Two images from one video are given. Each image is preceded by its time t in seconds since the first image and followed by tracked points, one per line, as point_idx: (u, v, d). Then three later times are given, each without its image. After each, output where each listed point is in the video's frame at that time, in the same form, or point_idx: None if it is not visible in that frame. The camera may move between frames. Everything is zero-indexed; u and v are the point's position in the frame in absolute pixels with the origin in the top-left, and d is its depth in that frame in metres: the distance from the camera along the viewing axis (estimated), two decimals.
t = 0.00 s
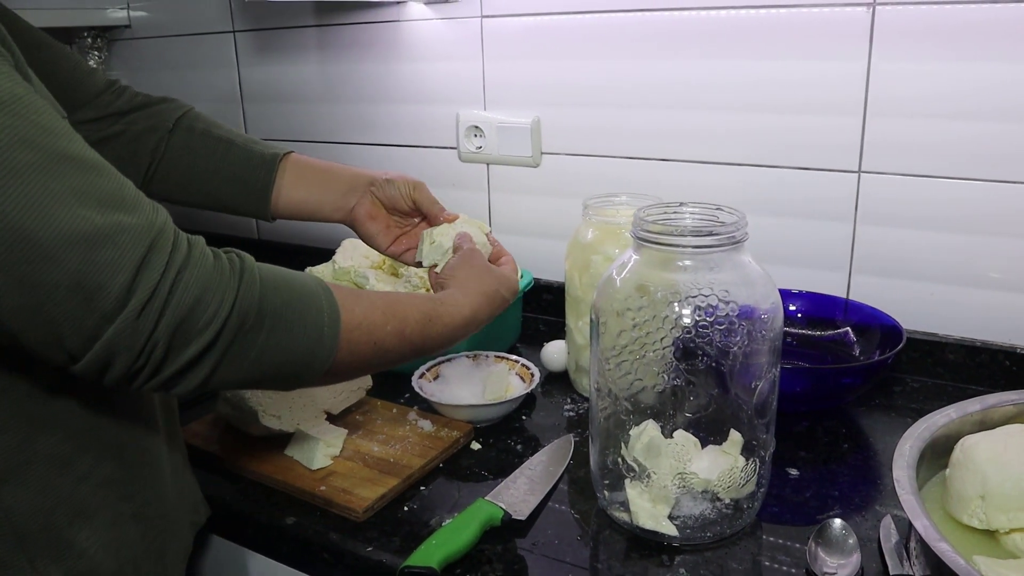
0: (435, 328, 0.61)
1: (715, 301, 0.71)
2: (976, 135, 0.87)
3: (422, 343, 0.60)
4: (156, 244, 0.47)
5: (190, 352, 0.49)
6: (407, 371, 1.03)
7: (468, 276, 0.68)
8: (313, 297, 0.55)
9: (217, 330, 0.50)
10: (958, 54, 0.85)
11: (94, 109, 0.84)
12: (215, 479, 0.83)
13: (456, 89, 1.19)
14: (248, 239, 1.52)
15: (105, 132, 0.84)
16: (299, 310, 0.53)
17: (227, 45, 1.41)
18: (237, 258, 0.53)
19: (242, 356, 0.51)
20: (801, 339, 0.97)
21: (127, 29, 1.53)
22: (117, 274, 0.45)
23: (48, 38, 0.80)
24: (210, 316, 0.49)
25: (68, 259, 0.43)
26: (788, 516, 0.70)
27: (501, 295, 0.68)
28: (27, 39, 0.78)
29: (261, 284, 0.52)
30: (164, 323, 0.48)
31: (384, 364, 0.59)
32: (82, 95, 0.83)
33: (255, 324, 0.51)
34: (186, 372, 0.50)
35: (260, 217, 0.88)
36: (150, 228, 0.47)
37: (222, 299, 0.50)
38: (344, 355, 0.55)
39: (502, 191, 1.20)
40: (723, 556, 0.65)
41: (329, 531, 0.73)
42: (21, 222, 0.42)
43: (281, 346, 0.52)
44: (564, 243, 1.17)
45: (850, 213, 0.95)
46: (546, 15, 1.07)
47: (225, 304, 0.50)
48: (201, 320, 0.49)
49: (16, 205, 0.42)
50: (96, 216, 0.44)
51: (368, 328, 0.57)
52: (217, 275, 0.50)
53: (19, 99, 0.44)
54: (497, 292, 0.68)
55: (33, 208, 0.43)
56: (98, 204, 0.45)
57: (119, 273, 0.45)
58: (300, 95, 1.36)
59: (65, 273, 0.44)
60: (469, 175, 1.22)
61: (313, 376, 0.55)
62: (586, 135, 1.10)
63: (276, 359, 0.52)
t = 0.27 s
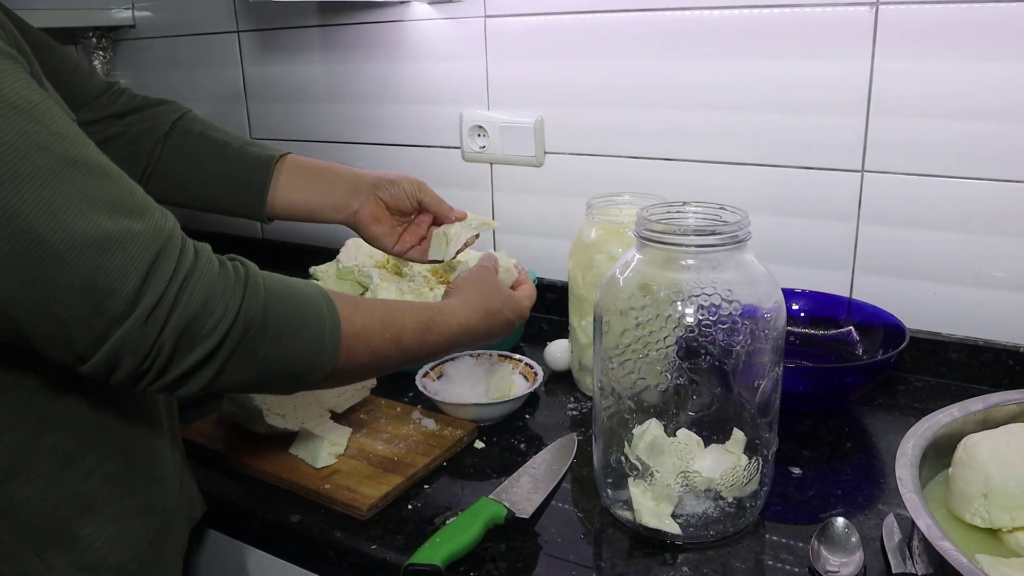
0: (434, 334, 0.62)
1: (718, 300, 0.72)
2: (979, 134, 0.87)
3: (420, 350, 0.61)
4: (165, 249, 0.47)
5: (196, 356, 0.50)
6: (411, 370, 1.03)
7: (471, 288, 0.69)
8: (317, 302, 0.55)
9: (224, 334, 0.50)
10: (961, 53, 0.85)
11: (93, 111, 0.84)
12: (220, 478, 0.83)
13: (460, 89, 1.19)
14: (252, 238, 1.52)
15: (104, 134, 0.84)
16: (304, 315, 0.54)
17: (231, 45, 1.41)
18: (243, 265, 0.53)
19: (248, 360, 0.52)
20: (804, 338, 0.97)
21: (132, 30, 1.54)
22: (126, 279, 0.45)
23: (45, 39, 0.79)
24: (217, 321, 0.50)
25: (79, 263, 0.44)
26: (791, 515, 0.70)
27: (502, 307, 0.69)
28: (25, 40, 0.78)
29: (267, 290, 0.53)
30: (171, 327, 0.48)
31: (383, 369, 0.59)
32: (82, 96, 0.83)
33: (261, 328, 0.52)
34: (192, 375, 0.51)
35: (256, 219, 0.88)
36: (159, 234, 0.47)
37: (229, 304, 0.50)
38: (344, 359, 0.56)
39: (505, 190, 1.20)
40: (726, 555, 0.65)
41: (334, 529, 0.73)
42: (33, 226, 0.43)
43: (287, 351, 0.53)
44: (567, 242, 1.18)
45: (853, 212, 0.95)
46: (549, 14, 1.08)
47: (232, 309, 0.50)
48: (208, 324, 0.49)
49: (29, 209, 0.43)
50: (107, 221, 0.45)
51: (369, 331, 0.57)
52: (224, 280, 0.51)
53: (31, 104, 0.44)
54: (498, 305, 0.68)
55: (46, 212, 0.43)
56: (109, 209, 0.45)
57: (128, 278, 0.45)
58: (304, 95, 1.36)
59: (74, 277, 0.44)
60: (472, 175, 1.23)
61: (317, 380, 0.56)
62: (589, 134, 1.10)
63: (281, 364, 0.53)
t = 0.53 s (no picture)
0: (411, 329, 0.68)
1: (723, 301, 0.72)
2: (983, 134, 0.87)
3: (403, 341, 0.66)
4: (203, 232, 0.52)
5: (233, 331, 0.54)
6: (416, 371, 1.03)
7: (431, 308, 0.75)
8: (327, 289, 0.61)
9: (257, 310, 0.55)
10: (966, 53, 0.85)
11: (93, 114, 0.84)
12: (226, 477, 0.83)
13: (464, 90, 1.19)
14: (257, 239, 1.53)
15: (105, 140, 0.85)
16: (324, 295, 0.60)
17: (236, 46, 1.42)
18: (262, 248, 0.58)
19: (279, 335, 0.57)
20: (808, 338, 0.97)
21: (137, 31, 1.55)
22: (175, 254, 0.50)
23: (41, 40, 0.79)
24: (252, 298, 0.55)
25: (132, 242, 0.48)
26: (796, 515, 0.70)
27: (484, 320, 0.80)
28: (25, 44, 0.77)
29: (292, 272, 0.59)
30: (214, 302, 0.53)
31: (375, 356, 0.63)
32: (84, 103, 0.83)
33: (291, 305, 0.57)
34: (227, 351, 0.55)
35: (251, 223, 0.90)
36: (195, 215, 0.52)
37: (261, 282, 0.55)
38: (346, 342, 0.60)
39: (509, 191, 1.21)
40: (731, 555, 0.65)
41: (339, 528, 0.73)
42: (92, 209, 0.46)
43: (314, 327, 0.58)
44: (571, 243, 1.18)
45: (857, 213, 0.95)
46: (553, 15, 1.08)
47: (265, 286, 0.56)
48: (244, 301, 0.54)
49: (87, 192, 0.46)
50: (155, 204, 0.49)
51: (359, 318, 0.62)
52: (255, 262, 0.56)
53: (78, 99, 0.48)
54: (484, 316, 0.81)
55: (102, 196, 0.47)
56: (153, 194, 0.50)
57: (177, 253, 0.50)
58: (309, 97, 1.37)
59: (129, 256, 0.48)
60: (477, 175, 1.23)
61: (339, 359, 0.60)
62: (593, 135, 1.11)
63: (309, 339, 0.58)
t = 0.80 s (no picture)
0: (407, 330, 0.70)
1: (725, 301, 0.72)
2: (985, 135, 0.87)
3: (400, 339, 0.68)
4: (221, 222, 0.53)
5: (252, 320, 0.55)
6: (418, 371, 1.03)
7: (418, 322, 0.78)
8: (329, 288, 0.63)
9: (275, 299, 0.56)
10: (968, 54, 0.85)
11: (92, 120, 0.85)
12: (229, 477, 0.84)
13: (466, 90, 1.20)
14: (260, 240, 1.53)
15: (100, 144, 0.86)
16: (331, 288, 0.61)
17: (239, 47, 1.42)
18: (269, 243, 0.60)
19: (296, 325, 0.57)
20: (810, 338, 0.97)
21: (140, 32, 1.55)
22: (196, 242, 0.51)
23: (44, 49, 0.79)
24: (270, 287, 0.56)
25: (159, 229, 0.49)
26: (798, 515, 0.70)
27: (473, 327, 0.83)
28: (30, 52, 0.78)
29: (302, 264, 0.60)
30: (235, 290, 0.53)
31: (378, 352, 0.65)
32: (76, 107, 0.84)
33: (306, 294, 0.58)
34: (245, 341, 0.55)
35: (246, 219, 0.92)
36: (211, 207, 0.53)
37: (278, 271, 0.56)
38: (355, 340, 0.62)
39: (511, 191, 1.21)
40: (732, 555, 0.65)
41: (342, 528, 0.73)
42: (120, 194, 0.47)
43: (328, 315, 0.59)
44: (573, 243, 1.18)
45: (859, 213, 0.95)
46: (556, 16, 1.08)
47: (282, 275, 0.57)
48: (264, 288, 0.55)
49: (116, 180, 0.47)
50: (177, 194, 0.50)
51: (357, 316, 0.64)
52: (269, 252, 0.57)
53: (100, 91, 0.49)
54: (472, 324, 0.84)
55: (128, 182, 0.47)
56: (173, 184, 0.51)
57: (199, 240, 0.51)
58: (311, 97, 1.37)
59: (155, 242, 0.49)
60: (479, 176, 1.23)
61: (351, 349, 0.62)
62: (595, 135, 1.11)
63: (324, 329, 0.59)
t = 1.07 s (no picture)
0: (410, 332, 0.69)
1: (728, 302, 0.72)
2: (988, 135, 0.87)
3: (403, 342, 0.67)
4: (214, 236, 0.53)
5: (238, 334, 0.55)
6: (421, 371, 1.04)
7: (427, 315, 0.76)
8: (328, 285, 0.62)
9: (263, 313, 0.56)
10: (970, 55, 0.85)
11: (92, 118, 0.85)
12: (233, 476, 0.84)
13: (469, 91, 1.20)
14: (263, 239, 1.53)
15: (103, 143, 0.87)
16: (327, 295, 0.61)
17: (242, 47, 1.42)
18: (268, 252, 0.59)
19: (283, 338, 0.57)
20: (812, 339, 0.97)
21: (143, 32, 1.55)
22: (185, 256, 0.50)
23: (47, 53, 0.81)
24: (257, 301, 0.55)
25: (146, 242, 0.48)
26: (800, 515, 0.71)
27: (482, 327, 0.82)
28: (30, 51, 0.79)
29: (297, 276, 0.59)
30: (220, 304, 0.53)
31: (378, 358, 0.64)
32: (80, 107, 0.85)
33: (295, 308, 0.58)
34: (231, 353, 0.55)
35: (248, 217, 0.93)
36: (206, 218, 0.53)
37: (268, 285, 0.56)
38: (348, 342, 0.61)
39: (514, 191, 1.21)
40: (735, 554, 0.65)
41: (346, 528, 0.74)
42: (108, 205, 0.47)
43: (318, 328, 0.59)
44: (576, 243, 1.18)
45: (862, 214, 0.96)
46: (559, 16, 1.08)
47: (271, 289, 0.56)
48: (252, 302, 0.55)
49: (105, 190, 0.47)
50: (169, 205, 0.50)
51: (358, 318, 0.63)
52: (263, 266, 0.57)
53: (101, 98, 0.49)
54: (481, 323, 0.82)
55: (118, 194, 0.47)
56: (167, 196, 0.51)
57: (187, 254, 0.50)
58: (314, 98, 1.37)
59: (141, 254, 0.48)
60: (482, 176, 1.23)
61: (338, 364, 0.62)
62: (598, 136, 1.11)
63: (312, 343, 0.59)
